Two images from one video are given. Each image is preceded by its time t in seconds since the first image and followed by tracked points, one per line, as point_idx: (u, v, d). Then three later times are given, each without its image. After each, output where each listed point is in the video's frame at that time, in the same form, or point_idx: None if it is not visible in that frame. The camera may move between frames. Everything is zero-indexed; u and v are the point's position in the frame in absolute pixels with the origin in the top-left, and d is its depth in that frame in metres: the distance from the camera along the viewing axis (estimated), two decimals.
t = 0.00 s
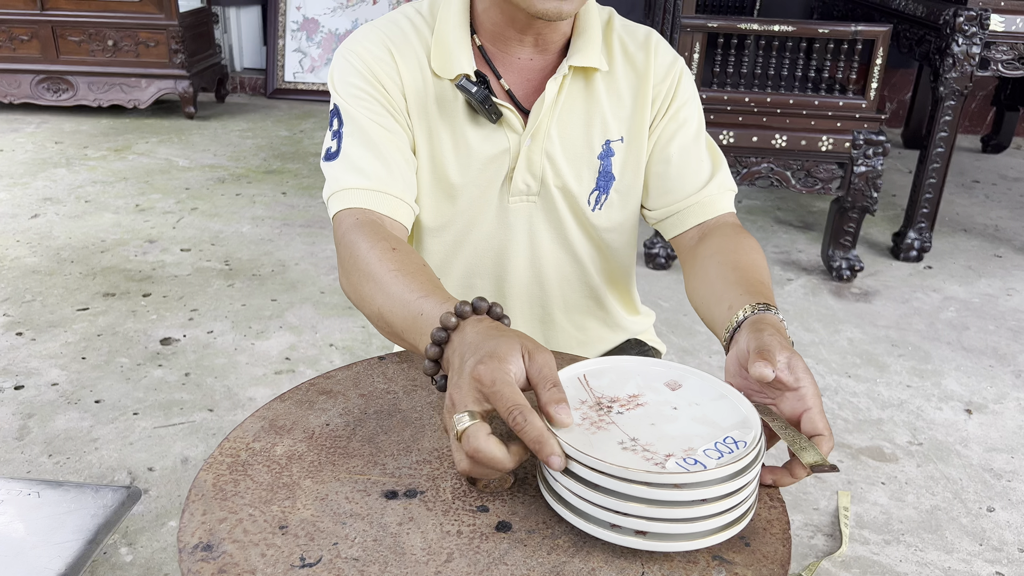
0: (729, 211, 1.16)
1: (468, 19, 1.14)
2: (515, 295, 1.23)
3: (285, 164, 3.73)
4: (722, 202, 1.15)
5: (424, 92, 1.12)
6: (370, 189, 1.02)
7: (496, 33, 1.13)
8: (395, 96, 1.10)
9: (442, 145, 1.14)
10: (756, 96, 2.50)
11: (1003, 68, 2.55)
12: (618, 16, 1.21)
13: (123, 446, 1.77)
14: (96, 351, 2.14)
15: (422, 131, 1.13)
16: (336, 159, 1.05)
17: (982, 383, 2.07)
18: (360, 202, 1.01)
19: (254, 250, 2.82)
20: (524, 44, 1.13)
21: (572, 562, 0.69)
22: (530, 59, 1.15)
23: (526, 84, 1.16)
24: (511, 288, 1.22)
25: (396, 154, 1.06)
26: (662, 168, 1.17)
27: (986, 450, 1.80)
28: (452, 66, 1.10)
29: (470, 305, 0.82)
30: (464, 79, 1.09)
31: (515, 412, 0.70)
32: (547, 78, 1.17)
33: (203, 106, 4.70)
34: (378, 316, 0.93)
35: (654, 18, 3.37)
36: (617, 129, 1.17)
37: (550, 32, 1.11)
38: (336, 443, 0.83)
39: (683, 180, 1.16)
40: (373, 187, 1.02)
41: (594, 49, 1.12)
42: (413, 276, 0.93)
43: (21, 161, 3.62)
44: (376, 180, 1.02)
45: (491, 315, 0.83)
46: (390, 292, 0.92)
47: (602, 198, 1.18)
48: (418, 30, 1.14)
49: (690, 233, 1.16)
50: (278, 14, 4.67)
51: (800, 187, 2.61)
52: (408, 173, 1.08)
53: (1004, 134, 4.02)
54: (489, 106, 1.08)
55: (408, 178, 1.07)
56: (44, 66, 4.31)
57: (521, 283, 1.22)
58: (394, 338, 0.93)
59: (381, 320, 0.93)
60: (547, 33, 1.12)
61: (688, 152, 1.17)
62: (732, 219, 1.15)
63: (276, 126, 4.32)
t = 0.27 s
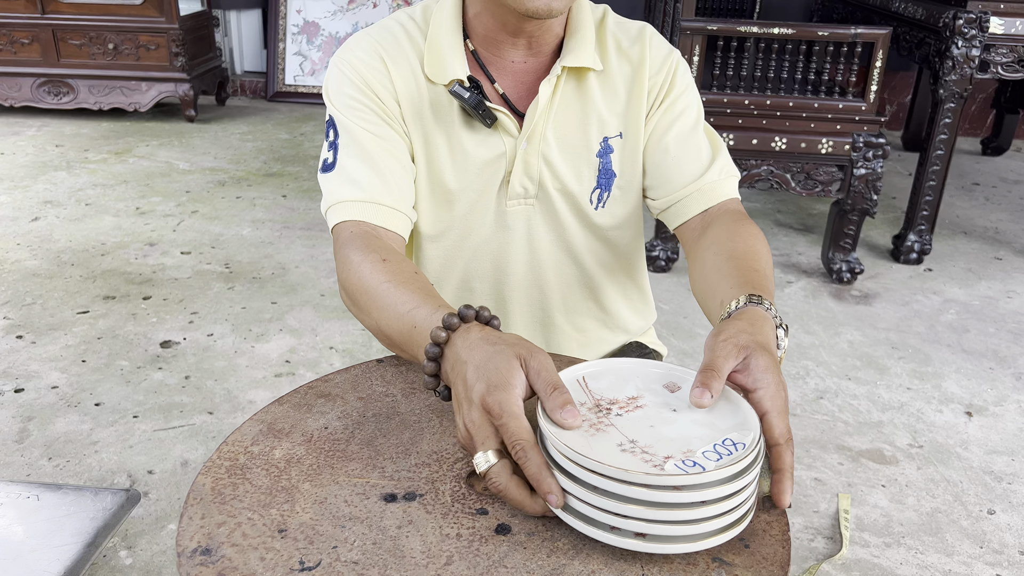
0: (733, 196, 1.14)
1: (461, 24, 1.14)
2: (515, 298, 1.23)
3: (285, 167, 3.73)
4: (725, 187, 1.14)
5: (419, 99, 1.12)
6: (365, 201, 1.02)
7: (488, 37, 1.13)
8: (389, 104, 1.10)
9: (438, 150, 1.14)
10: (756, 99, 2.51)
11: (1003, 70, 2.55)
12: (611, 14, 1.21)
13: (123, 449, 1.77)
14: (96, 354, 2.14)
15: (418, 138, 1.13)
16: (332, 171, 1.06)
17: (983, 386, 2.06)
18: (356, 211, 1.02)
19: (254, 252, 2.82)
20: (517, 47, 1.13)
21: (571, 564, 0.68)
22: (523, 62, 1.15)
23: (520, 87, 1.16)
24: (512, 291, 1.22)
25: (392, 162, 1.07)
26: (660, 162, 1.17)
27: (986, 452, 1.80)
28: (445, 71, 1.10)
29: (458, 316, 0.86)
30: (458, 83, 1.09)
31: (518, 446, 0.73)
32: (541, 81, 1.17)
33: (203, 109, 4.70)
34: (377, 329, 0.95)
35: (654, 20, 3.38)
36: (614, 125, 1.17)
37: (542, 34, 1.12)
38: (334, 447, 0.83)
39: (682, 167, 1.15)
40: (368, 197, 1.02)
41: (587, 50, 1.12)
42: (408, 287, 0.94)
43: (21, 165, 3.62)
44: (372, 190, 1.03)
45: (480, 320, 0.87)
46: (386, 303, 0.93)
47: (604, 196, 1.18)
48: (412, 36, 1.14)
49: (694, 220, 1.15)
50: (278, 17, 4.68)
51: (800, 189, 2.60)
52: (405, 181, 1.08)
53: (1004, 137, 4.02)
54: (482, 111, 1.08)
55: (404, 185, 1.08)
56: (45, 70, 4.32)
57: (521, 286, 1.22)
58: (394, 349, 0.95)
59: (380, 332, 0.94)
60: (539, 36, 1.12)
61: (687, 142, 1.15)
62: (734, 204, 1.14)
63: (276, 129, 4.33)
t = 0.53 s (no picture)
0: (726, 216, 1.16)
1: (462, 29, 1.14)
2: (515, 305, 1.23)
3: (286, 172, 3.73)
4: (717, 208, 1.15)
5: (420, 105, 1.12)
6: (366, 210, 1.02)
7: (490, 41, 1.13)
8: (390, 111, 1.10)
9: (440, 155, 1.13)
10: (756, 103, 2.51)
11: (1003, 74, 2.55)
12: (613, 23, 1.21)
13: (123, 455, 1.77)
14: (96, 360, 2.14)
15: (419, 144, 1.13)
16: (332, 178, 1.06)
17: (984, 390, 2.06)
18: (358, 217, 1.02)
19: (254, 258, 2.82)
20: (518, 52, 1.13)
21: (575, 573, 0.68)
22: (524, 67, 1.15)
23: (521, 92, 1.16)
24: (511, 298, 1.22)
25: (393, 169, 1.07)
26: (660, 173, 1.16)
27: (988, 457, 1.80)
28: (447, 77, 1.10)
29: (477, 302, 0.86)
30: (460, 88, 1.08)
31: (538, 412, 0.74)
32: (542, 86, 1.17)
33: (204, 114, 4.71)
34: (390, 330, 0.95)
35: (654, 25, 3.38)
36: (614, 135, 1.16)
37: (543, 38, 1.12)
38: (332, 458, 0.83)
39: (683, 183, 1.16)
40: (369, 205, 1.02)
41: (588, 57, 1.12)
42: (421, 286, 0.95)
43: (22, 170, 3.63)
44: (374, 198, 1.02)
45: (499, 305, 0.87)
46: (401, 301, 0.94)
47: (601, 205, 1.18)
48: (412, 41, 1.14)
49: (690, 238, 1.15)
50: (279, 22, 4.69)
51: (800, 193, 2.60)
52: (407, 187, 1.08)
53: (1004, 140, 4.02)
54: (484, 116, 1.08)
55: (405, 192, 1.08)
56: (45, 75, 4.33)
57: (521, 293, 1.22)
58: (409, 348, 0.95)
59: (394, 333, 0.94)
60: (541, 40, 1.12)
61: (687, 161, 1.16)
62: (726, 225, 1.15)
63: (277, 134, 4.33)
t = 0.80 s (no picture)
0: (741, 199, 1.18)
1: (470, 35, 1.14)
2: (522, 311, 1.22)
3: (286, 179, 3.73)
4: (732, 191, 1.17)
5: (434, 102, 1.10)
6: (393, 190, 0.99)
7: (497, 47, 1.13)
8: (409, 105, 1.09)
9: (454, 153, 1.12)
10: (756, 110, 2.51)
11: (1003, 80, 2.53)
12: (612, 29, 1.22)
13: (123, 464, 1.76)
14: (96, 368, 2.14)
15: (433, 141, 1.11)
16: (353, 168, 1.02)
17: (986, 397, 2.05)
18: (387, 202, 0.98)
19: (255, 264, 2.82)
20: (525, 58, 1.14)
21: None
22: (531, 73, 1.15)
23: (528, 97, 1.17)
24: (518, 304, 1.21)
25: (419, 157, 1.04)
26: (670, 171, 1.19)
27: (991, 465, 1.79)
28: (459, 79, 1.09)
29: (548, 243, 0.84)
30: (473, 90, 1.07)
31: (651, 328, 0.75)
32: (548, 92, 1.17)
33: (204, 120, 4.71)
34: (447, 295, 0.92)
35: (654, 31, 3.39)
36: (621, 135, 1.17)
37: (550, 45, 1.12)
38: (329, 473, 0.82)
39: (694, 176, 1.18)
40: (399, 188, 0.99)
41: (594, 60, 1.13)
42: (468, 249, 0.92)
43: (23, 177, 3.63)
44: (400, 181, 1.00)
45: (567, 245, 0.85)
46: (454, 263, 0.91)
47: (611, 205, 1.19)
48: (422, 43, 1.13)
49: (709, 224, 1.17)
50: (279, 29, 4.70)
51: (800, 200, 2.60)
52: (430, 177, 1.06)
53: (1005, 145, 4.02)
54: (498, 117, 1.07)
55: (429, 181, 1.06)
56: (47, 82, 4.33)
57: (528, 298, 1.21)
58: (471, 310, 0.92)
59: (453, 296, 0.91)
60: (547, 46, 1.12)
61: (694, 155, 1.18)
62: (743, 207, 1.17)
63: (277, 140, 4.34)
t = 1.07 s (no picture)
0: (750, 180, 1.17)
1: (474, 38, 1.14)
2: (529, 314, 1.21)
3: (286, 185, 3.74)
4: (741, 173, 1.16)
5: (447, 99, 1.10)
6: (430, 160, 0.91)
7: (502, 51, 1.13)
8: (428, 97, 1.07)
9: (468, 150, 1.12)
10: (756, 115, 2.53)
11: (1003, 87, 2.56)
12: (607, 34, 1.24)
13: (123, 472, 1.76)
14: (96, 375, 2.14)
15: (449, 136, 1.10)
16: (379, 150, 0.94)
17: (986, 403, 2.05)
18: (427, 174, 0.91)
19: (255, 271, 2.82)
20: (530, 62, 1.15)
21: None
22: (535, 77, 1.16)
23: (532, 101, 1.18)
24: (525, 307, 1.20)
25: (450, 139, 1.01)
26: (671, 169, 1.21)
27: (991, 471, 1.79)
28: (473, 77, 1.09)
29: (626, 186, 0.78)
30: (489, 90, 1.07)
31: (757, 257, 0.67)
32: (551, 94, 1.19)
33: (205, 126, 4.72)
34: (510, 252, 0.84)
35: (654, 37, 3.39)
36: (624, 133, 1.18)
37: (554, 50, 1.14)
38: (325, 486, 0.82)
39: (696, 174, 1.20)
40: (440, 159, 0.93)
41: (596, 63, 1.15)
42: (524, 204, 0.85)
43: (23, 184, 3.63)
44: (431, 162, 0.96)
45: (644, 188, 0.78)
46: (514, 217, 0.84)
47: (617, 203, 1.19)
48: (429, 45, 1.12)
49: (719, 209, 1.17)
50: (279, 35, 4.71)
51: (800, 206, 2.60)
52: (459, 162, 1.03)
53: (1004, 150, 4.02)
54: (512, 116, 1.07)
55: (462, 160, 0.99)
56: (47, 88, 4.34)
57: (534, 301, 1.20)
58: (537, 267, 0.85)
59: (517, 252, 0.84)
60: (551, 51, 1.14)
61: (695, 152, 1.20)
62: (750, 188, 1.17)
63: (277, 146, 4.34)
